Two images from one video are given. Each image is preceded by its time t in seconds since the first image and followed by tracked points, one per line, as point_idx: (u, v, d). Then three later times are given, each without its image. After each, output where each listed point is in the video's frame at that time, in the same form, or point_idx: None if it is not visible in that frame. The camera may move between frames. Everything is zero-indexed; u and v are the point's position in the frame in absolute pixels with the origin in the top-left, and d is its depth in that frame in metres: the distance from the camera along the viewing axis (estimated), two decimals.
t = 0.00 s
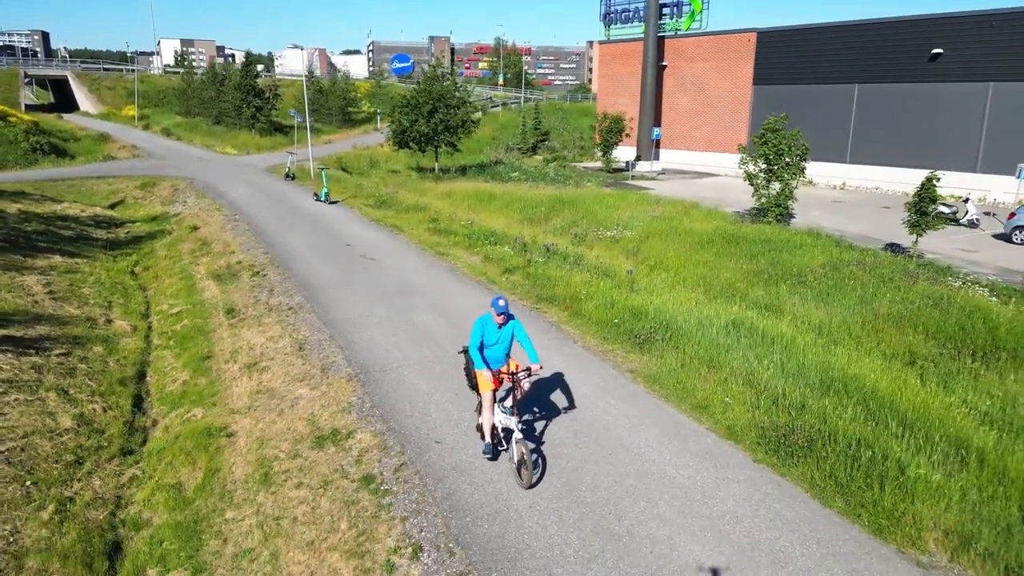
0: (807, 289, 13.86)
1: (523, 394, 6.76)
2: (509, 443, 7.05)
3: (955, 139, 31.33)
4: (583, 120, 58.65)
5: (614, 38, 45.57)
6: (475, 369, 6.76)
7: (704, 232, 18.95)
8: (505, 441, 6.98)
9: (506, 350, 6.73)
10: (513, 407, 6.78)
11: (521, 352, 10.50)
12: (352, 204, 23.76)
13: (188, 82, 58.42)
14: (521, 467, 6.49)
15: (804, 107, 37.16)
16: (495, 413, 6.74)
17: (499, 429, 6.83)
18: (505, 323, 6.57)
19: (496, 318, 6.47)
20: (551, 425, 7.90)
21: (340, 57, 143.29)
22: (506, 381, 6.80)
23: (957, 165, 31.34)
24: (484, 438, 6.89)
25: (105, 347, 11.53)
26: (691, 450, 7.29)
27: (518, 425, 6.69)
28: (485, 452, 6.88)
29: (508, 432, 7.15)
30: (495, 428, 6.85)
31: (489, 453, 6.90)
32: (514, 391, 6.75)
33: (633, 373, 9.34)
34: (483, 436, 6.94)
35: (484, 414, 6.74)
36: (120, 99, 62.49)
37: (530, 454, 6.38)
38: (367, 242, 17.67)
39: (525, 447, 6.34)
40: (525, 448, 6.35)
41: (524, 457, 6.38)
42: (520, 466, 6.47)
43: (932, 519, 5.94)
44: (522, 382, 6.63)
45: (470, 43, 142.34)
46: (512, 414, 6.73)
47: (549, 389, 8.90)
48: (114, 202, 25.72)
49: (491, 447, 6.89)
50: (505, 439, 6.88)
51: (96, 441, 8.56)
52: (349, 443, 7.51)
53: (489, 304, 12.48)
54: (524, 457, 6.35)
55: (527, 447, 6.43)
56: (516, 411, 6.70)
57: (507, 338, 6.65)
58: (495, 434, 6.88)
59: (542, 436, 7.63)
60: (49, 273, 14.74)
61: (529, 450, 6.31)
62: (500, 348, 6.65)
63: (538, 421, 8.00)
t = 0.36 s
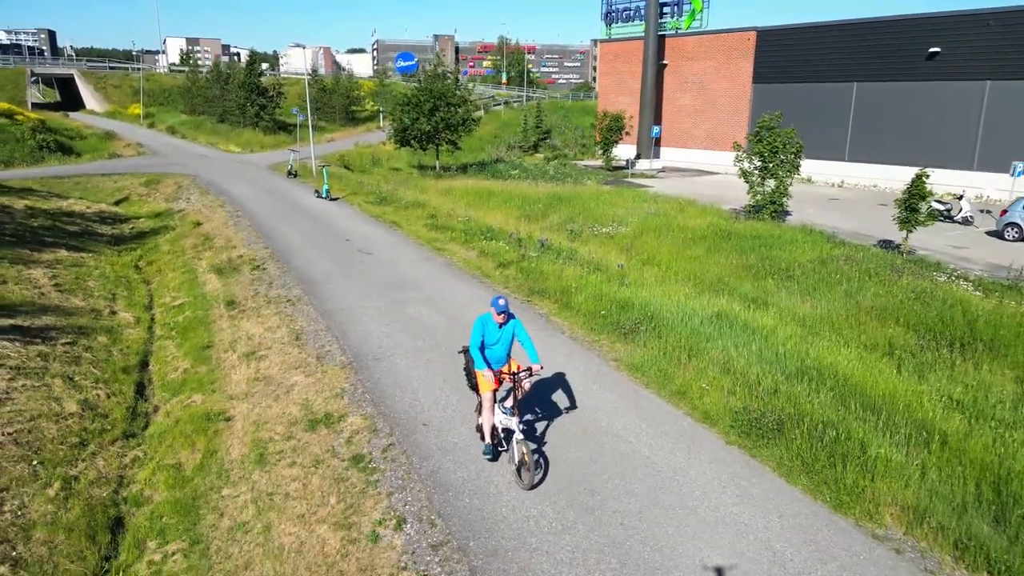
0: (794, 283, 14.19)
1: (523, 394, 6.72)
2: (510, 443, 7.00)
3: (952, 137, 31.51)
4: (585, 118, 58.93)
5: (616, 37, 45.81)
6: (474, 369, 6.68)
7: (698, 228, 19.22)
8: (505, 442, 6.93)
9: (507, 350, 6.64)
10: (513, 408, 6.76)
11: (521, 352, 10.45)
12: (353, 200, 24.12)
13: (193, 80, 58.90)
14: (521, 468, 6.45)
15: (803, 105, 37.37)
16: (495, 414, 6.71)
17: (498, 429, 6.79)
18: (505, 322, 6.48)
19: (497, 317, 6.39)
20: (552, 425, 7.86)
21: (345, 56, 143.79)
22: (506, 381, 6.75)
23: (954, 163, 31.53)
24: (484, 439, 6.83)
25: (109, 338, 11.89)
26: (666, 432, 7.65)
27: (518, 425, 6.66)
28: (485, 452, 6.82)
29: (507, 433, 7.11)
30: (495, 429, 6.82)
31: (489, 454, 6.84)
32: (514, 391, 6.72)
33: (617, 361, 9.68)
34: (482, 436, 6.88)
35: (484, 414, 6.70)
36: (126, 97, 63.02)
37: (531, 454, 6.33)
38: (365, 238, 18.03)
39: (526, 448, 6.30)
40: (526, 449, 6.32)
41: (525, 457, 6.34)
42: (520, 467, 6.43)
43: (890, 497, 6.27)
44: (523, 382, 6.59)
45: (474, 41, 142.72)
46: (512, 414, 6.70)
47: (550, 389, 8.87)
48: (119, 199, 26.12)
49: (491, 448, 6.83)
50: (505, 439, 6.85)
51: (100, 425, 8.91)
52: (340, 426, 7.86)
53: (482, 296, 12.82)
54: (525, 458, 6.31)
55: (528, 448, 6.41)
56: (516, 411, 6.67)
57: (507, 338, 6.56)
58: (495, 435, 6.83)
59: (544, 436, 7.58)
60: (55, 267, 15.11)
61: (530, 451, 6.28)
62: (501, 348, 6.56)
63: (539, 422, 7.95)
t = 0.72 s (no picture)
0: (780, 278, 14.59)
1: (525, 393, 6.72)
2: (511, 443, 7.00)
3: (947, 137, 31.83)
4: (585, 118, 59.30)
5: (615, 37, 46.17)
6: (476, 369, 6.70)
7: (690, 226, 19.60)
8: (506, 442, 6.92)
9: (509, 350, 6.69)
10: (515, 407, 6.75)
11: (522, 351, 10.45)
12: (352, 199, 24.54)
13: (195, 81, 59.39)
14: (524, 467, 6.48)
15: (800, 105, 37.69)
16: (497, 413, 6.71)
17: (500, 429, 6.79)
18: (507, 322, 6.55)
19: (499, 316, 6.44)
20: (553, 426, 7.86)
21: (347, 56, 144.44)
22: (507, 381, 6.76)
23: (949, 163, 31.85)
24: (487, 439, 6.82)
25: (113, 329, 12.27)
26: (644, 416, 8.04)
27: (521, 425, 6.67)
28: (487, 453, 6.80)
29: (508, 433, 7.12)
30: (495, 428, 6.81)
31: (492, 454, 6.82)
32: (516, 391, 6.73)
33: (602, 351, 10.07)
34: (484, 437, 6.87)
35: (486, 414, 6.71)
36: (130, 97, 63.55)
37: (535, 453, 6.37)
38: (363, 235, 18.44)
39: (529, 446, 6.33)
40: (530, 448, 6.32)
41: (528, 456, 6.37)
42: (523, 466, 6.46)
43: (851, 474, 6.68)
44: (525, 382, 6.60)
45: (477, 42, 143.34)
46: (514, 413, 6.70)
47: (552, 389, 8.86)
48: (122, 197, 26.51)
49: (494, 448, 6.81)
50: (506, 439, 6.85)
51: (105, 411, 9.30)
52: (334, 410, 8.24)
53: (475, 290, 13.21)
54: (529, 457, 6.33)
55: (531, 447, 6.41)
56: (518, 410, 6.68)
57: (509, 337, 6.62)
58: (496, 435, 6.84)
59: (545, 437, 7.59)
60: (61, 262, 15.50)
61: (533, 449, 6.31)
62: (503, 348, 6.61)
63: (539, 422, 7.96)
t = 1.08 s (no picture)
0: (763, 276, 15.09)
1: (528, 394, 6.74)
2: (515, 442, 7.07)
3: (934, 139, 32.38)
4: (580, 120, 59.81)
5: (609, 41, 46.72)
6: (479, 370, 6.76)
7: (679, 226, 20.07)
8: (509, 441, 7.00)
9: (511, 351, 6.77)
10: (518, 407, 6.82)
11: (526, 352, 10.44)
12: (348, 200, 25.00)
13: (194, 83, 59.82)
14: (529, 466, 6.52)
15: (791, 108, 38.23)
16: (501, 413, 6.77)
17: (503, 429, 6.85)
18: (510, 323, 6.64)
19: (501, 317, 6.56)
20: (555, 426, 7.95)
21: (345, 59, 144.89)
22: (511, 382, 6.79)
23: (936, 165, 32.40)
24: (490, 438, 6.89)
25: (116, 324, 12.69)
26: (623, 402, 8.50)
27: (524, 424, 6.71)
28: (491, 452, 6.87)
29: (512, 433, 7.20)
30: (499, 428, 6.88)
31: (495, 454, 6.90)
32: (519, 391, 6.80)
33: (586, 343, 10.55)
34: (487, 437, 6.94)
35: (490, 414, 6.77)
36: (128, 100, 63.95)
37: (539, 452, 6.41)
38: (359, 235, 18.90)
39: (534, 445, 6.38)
40: (534, 447, 6.36)
41: (533, 455, 6.42)
42: (528, 465, 6.50)
43: (813, 453, 7.14)
44: (529, 382, 6.64)
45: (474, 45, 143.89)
46: (518, 414, 6.75)
47: (553, 389, 8.96)
48: (122, 198, 26.92)
49: (497, 447, 6.90)
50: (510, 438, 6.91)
51: (111, 400, 9.71)
52: (329, 397, 8.67)
53: (467, 287, 13.67)
54: (533, 455, 6.38)
55: (536, 445, 6.47)
56: (521, 411, 6.72)
57: (512, 338, 6.70)
58: (500, 434, 6.90)
59: (548, 437, 7.66)
60: (65, 260, 15.92)
61: (538, 448, 6.36)
62: (506, 348, 6.70)
63: (541, 421, 8.05)
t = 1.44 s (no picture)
0: (741, 276, 15.70)
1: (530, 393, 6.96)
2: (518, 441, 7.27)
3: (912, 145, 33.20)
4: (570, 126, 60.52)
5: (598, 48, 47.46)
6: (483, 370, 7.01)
7: (663, 229, 20.67)
8: (512, 440, 7.19)
9: (514, 351, 6.97)
10: (521, 406, 7.03)
11: (528, 352, 10.49)
12: (341, 203, 25.50)
13: (185, 90, 60.12)
14: (532, 463, 6.77)
15: (775, 114, 39.03)
16: (503, 413, 7.00)
17: (506, 428, 7.07)
18: (512, 324, 6.85)
19: (503, 318, 6.77)
20: (556, 426, 8.15)
21: (336, 65, 145.28)
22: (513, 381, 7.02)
23: (914, 170, 33.18)
24: (493, 437, 7.12)
25: (118, 322, 13.13)
26: (603, 391, 9.07)
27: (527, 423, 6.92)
28: (494, 450, 7.09)
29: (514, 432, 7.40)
30: (502, 427, 7.10)
31: (499, 452, 7.11)
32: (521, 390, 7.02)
33: (569, 337, 11.12)
34: (491, 435, 7.16)
35: (493, 413, 7.00)
36: (120, 106, 64.14)
37: (541, 450, 6.65)
38: (352, 237, 19.39)
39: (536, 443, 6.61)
40: (536, 445, 6.61)
41: (535, 453, 6.66)
42: (531, 462, 6.75)
43: (775, 433, 7.73)
44: (530, 381, 6.83)
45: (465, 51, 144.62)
46: (520, 412, 6.96)
47: (553, 390, 9.16)
48: (117, 202, 27.30)
49: (500, 445, 7.10)
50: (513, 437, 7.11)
51: (116, 392, 10.17)
52: (325, 387, 9.19)
53: (457, 286, 14.19)
54: (535, 453, 6.62)
55: (539, 444, 6.70)
56: (523, 410, 6.94)
57: (513, 339, 6.92)
58: (503, 433, 7.11)
59: (549, 436, 7.86)
60: (64, 262, 16.34)
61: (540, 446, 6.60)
62: (508, 349, 6.91)
63: (542, 421, 8.26)
